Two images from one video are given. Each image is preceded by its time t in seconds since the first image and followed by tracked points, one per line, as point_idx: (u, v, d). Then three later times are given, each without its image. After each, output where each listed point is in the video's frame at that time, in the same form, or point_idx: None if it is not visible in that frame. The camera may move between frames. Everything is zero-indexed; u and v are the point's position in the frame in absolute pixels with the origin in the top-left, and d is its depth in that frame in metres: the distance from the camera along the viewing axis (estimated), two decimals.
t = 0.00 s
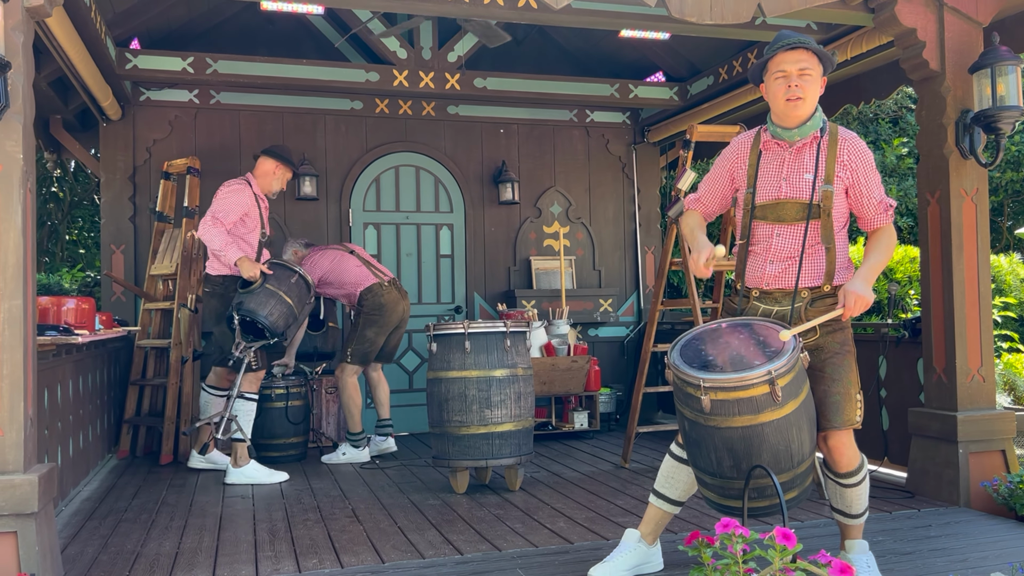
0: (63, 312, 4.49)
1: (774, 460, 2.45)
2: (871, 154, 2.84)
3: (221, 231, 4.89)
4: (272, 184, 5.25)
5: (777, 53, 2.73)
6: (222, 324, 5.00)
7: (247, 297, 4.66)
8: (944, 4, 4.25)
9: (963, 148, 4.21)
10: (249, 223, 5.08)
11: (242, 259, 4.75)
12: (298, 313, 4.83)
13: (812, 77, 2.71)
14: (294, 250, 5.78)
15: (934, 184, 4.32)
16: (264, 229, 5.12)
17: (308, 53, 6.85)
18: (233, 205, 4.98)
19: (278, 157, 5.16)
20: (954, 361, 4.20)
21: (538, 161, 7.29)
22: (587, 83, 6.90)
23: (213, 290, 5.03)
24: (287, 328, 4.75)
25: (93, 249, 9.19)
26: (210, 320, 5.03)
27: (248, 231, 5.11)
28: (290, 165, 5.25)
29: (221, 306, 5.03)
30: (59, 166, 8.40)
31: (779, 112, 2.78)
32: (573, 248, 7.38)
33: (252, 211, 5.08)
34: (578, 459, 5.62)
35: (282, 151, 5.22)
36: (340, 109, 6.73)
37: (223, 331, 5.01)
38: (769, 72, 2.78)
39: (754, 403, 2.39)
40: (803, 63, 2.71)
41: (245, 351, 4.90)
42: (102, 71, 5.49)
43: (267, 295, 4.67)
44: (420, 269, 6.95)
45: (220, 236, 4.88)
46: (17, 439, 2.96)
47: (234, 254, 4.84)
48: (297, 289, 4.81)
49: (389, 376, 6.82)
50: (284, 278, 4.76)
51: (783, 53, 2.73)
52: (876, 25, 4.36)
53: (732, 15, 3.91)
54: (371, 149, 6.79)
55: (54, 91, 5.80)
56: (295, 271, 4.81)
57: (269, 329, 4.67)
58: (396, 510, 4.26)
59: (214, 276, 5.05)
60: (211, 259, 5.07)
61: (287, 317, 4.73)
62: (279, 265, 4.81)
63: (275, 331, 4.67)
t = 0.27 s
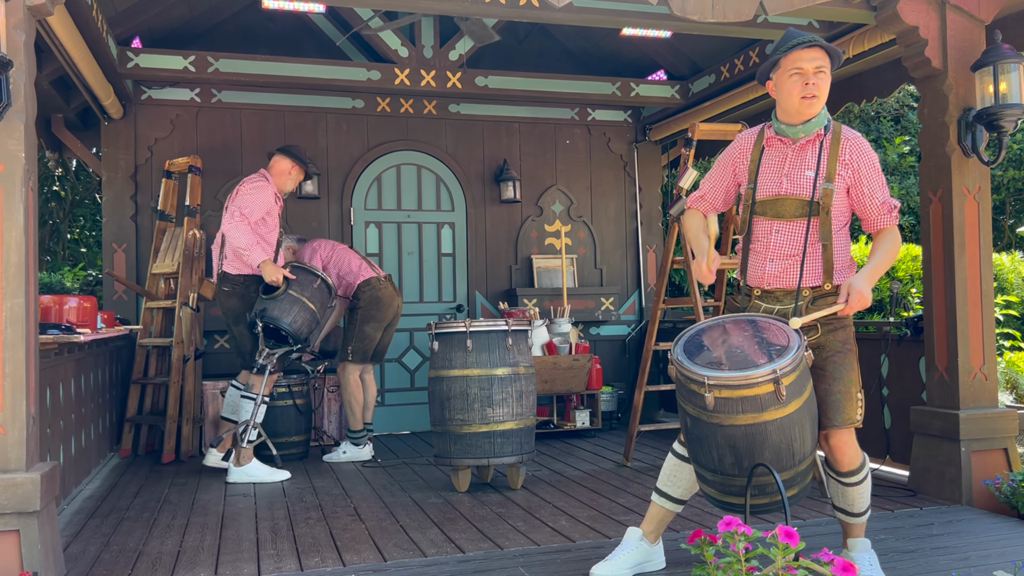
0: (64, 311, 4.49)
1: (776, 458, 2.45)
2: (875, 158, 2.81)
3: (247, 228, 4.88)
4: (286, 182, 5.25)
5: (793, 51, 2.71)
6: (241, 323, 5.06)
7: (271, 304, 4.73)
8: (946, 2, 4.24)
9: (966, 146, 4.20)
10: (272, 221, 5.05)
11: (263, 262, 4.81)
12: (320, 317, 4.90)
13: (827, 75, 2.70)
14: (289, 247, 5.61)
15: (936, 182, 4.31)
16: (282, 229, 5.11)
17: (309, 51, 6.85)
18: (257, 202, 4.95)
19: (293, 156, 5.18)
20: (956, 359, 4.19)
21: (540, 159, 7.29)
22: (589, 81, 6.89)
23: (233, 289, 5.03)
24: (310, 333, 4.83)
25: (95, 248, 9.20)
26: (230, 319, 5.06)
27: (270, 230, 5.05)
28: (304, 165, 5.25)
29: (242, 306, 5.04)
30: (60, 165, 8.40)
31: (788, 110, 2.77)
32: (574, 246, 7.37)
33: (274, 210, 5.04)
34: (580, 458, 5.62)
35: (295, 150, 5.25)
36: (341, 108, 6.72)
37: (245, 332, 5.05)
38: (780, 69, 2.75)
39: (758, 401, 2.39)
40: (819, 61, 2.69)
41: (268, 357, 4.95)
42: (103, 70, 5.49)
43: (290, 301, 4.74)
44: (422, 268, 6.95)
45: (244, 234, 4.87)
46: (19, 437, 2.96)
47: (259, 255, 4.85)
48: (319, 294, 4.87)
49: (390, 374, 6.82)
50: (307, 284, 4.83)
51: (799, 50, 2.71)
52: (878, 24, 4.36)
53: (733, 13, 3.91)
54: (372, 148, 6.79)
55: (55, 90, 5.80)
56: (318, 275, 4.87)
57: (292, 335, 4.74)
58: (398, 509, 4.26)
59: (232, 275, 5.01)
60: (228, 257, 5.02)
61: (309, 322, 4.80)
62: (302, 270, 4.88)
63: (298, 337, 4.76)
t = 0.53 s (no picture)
0: (66, 310, 4.49)
1: (780, 455, 2.45)
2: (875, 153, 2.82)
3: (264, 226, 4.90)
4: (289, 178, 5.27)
5: (802, 52, 2.71)
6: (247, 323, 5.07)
7: (292, 307, 4.83)
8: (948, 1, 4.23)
9: (968, 146, 4.20)
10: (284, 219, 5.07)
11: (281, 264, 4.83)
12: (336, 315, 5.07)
13: (834, 76, 2.72)
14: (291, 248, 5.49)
15: (937, 182, 4.31)
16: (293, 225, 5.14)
17: (310, 51, 6.86)
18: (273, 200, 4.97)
19: (293, 153, 5.24)
20: (957, 359, 4.19)
21: (541, 159, 7.29)
22: (590, 80, 6.89)
23: (248, 286, 5.04)
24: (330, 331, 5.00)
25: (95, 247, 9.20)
26: (242, 315, 5.06)
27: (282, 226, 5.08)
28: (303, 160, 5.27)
29: (256, 303, 5.06)
30: (61, 164, 8.41)
31: (795, 110, 2.79)
32: (575, 245, 7.37)
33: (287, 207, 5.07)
34: (581, 457, 5.62)
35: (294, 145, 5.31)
36: (342, 107, 6.73)
37: (256, 329, 5.06)
38: (788, 70, 2.76)
39: (762, 396, 2.39)
40: (828, 62, 2.71)
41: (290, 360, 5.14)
42: (104, 69, 5.49)
43: (309, 302, 4.87)
44: (423, 267, 6.95)
45: (265, 233, 4.88)
46: (21, 437, 2.96)
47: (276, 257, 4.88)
48: (333, 292, 5.03)
49: (391, 374, 6.82)
50: (321, 283, 4.97)
51: (808, 51, 2.71)
52: (879, 22, 4.35)
53: (734, 12, 3.90)
54: (373, 147, 6.79)
55: (56, 89, 5.80)
56: (331, 275, 5.04)
57: (316, 335, 4.89)
58: (400, 508, 4.27)
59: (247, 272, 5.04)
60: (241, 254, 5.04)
61: (329, 322, 4.97)
62: (315, 271, 5.02)
63: (319, 336, 4.90)
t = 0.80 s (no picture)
0: (66, 310, 4.48)
1: (781, 450, 2.45)
2: (868, 151, 2.80)
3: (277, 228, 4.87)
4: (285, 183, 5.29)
5: (799, 51, 2.70)
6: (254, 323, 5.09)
7: (305, 313, 4.83)
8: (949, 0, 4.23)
9: (968, 145, 4.20)
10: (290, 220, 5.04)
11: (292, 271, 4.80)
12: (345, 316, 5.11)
13: (832, 75, 2.71)
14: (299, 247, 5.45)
15: (938, 181, 4.30)
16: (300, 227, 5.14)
17: (311, 50, 6.86)
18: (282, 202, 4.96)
19: (286, 154, 5.25)
20: (958, 358, 4.19)
21: (541, 159, 7.29)
22: (590, 80, 6.88)
23: (258, 289, 5.05)
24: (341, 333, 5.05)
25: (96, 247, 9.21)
26: (252, 318, 5.08)
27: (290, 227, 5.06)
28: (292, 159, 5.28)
29: (267, 305, 5.08)
30: (62, 164, 8.41)
31: (792, 108, 2.79)
32: (576, 245, 7.37)
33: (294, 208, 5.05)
34: (581, 457, 5.62)
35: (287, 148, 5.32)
36: (343, 107, 6.72)
37: (266, 332, 5.07)
38: (786, 68, 2.73)
39: (763, 392, 2.40)
40: (825, 61, 2.69)
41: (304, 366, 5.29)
42: (105, 69, 5.50)
43: (320, 307, 4.89)
44: (424, 267, 6.95)
45: (278, 235, 4.85)
46: (22, 437, 2.96)
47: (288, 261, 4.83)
48: (342, 294, 5.07)
49: (391, 374, 6.82)
50: (331, 287, 5.00)
51: (805, 50, 2.70)
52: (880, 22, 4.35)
53: (735, 11, 3.89)
54: (374, 147, 6.79)
55: (57, 89, 5.80)
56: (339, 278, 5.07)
57: (328, 339, 4.93)
58: (400, 508, 4.27)
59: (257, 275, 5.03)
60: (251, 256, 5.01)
61: (340, 324, 5.01)
62: (324, 276, 5.05)
63: (332, 340, 4.94)
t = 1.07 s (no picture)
0: (66, 310, 4.48)
1: (786, 451, 2.45)
2: (863, 151, 2.83)
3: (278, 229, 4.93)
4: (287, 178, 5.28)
5: (793, 52, 2.70)
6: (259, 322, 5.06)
7: (308, 313, 4.88)
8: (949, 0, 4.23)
9: (968, 145, 4.20)
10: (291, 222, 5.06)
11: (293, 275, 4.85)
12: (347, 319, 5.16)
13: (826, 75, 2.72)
14: (332, 231, 5.46)
15: (938, 181, 4.30)
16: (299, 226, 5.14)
17: (311, 50, 6.86)
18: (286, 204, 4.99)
19: (283, 149, 5.22)
20: (958, 358, 4.19)
21: (541, 159, 7.28)
22: (591, 80, 6.89)
23: (259, 287, 5.03)
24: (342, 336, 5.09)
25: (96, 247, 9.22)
26: (251, 317, 5.06)
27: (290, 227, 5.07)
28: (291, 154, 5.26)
29: (267, 304, 5.06)
30: (62, 165, 8.42)
31: (787, 109, 2.79)
32: (576, 245, 7.37)
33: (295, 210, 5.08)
34: (581, 457, 5.62)
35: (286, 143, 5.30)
36: (343, 107, 6.73)
37: (266, 331, 5.06)
38: (781, 69, 2.74)
39: (770, 396, 2.39)
40: (819, 62, 2.70)
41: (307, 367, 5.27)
42: (105, 69, 5.50)
43: (323, 310, 4.93)
44: (424, 267, 6.95)
45: (278, 239, 4.90)
46: (21, 437, 2.96)
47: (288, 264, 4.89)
48: (344, 297, 5.12)
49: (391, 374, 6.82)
50: (334, 290, 5.05)
51: (800, 51, 2.70)
52: (880, 21, 4.35)
53: (734, 11, 3.90)
54: (374, 147, 6.79)
55: (57, 89, 5.81)
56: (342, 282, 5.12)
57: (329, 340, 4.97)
58: (401, 508, 4.27)
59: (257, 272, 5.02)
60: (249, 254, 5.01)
61: (341, 326, 5.05)
62: (324, 278, 5.10)
63: (334, 341, 4.99)
